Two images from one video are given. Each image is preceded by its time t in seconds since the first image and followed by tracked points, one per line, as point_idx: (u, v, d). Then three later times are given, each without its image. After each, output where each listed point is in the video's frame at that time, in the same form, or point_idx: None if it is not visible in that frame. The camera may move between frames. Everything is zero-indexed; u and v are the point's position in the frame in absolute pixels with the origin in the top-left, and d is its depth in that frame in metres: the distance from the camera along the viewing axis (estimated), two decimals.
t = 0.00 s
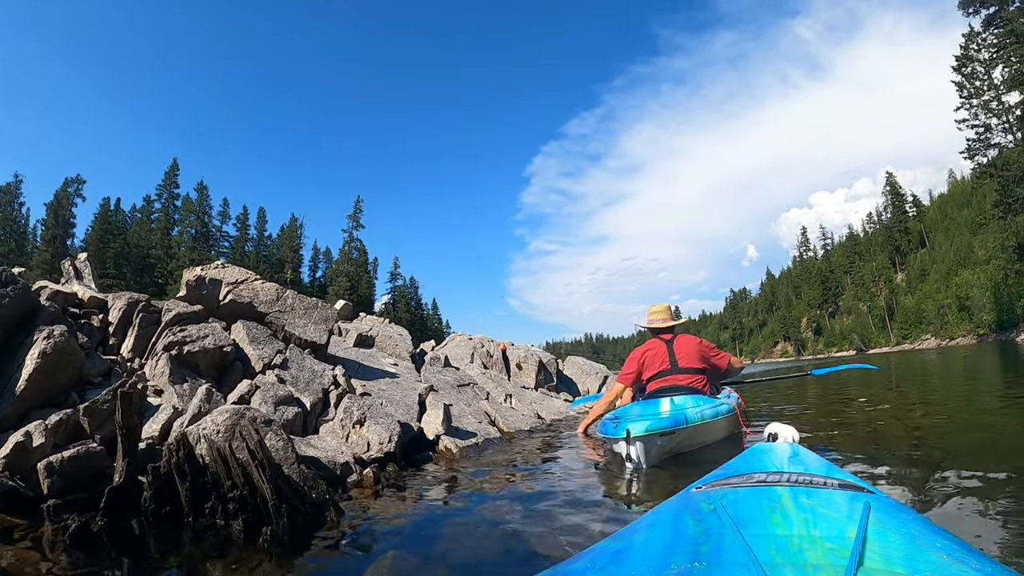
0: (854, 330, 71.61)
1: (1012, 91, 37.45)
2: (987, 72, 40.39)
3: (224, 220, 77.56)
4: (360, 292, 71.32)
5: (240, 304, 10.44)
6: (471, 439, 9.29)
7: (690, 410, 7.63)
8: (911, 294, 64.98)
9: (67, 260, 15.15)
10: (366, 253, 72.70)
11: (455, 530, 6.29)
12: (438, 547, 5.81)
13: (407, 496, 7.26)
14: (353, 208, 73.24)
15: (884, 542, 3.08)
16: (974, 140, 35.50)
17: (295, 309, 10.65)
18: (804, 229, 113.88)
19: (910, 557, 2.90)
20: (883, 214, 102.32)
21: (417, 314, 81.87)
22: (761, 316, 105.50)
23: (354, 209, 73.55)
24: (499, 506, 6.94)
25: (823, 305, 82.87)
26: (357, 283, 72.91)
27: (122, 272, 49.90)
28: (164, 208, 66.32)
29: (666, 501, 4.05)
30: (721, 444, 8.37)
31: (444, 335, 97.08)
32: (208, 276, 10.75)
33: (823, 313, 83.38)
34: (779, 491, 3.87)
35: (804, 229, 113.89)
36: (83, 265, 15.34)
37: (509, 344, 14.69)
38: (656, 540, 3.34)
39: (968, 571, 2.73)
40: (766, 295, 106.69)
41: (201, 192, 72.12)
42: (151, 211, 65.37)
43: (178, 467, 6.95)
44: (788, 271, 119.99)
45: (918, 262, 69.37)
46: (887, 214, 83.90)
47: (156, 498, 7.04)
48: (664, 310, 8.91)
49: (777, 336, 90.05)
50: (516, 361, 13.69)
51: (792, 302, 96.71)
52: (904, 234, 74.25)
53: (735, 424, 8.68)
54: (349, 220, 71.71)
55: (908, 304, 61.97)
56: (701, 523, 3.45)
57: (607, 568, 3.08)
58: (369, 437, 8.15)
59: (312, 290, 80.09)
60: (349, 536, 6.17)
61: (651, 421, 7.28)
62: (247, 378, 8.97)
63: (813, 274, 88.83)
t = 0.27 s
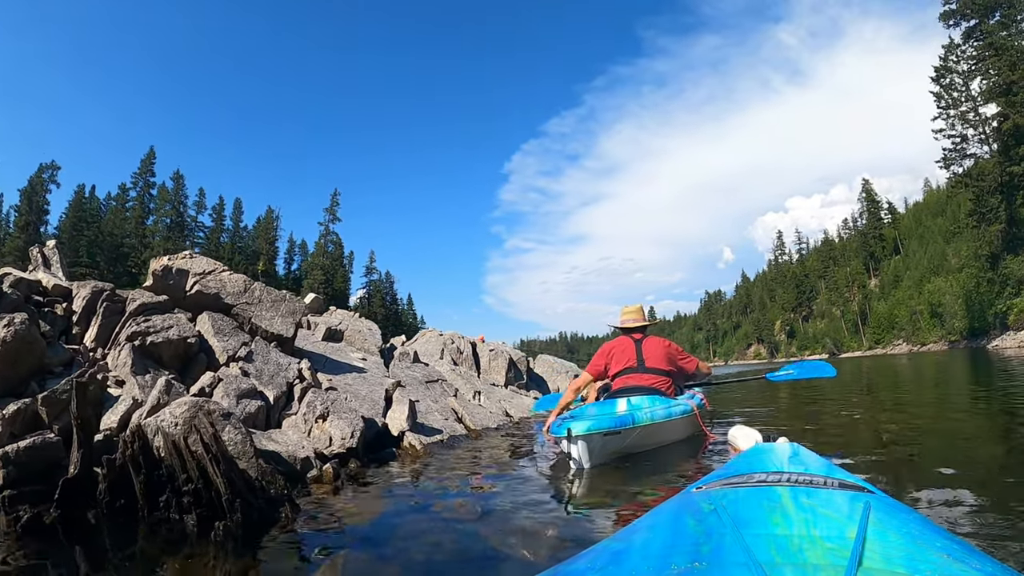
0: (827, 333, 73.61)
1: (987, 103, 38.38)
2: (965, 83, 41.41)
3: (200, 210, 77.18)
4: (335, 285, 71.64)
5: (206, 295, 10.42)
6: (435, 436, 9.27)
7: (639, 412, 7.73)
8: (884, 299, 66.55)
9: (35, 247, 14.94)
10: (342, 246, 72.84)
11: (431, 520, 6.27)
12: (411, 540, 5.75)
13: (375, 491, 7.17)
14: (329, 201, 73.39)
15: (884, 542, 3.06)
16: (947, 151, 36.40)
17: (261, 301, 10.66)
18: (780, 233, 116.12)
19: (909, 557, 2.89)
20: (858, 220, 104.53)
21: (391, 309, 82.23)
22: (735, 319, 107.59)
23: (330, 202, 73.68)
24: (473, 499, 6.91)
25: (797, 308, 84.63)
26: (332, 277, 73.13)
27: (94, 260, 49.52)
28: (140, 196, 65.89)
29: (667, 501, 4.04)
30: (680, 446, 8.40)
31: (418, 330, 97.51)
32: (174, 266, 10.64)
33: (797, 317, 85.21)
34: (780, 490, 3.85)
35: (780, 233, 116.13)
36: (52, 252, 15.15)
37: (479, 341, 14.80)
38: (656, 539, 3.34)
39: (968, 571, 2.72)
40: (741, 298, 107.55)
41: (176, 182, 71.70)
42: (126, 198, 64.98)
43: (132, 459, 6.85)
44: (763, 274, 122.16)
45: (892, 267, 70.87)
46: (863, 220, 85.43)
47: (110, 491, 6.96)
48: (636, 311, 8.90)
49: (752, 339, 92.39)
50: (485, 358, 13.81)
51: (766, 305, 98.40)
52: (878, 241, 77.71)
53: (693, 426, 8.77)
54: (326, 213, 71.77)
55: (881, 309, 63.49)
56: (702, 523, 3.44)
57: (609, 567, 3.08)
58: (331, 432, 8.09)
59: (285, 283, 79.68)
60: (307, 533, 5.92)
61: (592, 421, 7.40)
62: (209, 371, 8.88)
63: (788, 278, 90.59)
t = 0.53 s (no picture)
0: (807, 335, 75.74)
1: (969, 111, 39.07)
2: (949, 91, 42.13)
3: (181, 201, 77.04)
4: (317, 279, 71.96)
5: (181, 287, 10.30)
6: (409, 432, 9.29)
7: (602, 412, 7.78)
8: (865, 303, 67.75)
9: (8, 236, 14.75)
10: (324, 241, 73.21)
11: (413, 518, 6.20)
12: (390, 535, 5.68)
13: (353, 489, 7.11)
14: (313, 196, 73.71)
15: (884, 542, 3.04)
16: (927, 157, 37.05)
17: (236, 294, 10.57)
18: (763, 235, 117.87)
19: (910, 557, 2.86)
20: (839, 224, 106.31)
21: (373, 304, 82.67)
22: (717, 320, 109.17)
23: (314, 196, 73.99)
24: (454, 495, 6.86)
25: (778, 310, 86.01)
26: (314, 271, 73.40)
27: (74, 250, 49.39)
28: (121, 187, 65.71)
29: (667, 501, 4.03)
30: (648, 446, 8.46)
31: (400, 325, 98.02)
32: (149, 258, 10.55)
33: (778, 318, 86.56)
34: (779, 492, 3.86)
35: (762, 235, 117.88)
36: (26, 242, 14.96)
37: (458, 338, 14.86)
38: (656, 539, 3.30)
39: (968, 571, 2.71)
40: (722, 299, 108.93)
41: (157, 173, 71.53)
42: (108, 189, 64.77)
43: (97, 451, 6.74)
44: (745, 275, 123.85)
45: (872, 272, 72.02)
46: (844, 224, 86.63)
47: (75, 484, 6.89)
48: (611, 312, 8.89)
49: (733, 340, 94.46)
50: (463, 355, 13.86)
51: (748, 306, 99.62)
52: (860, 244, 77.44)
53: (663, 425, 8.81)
54: (309, 207, 72.19)
55: (861, 313, 64.66)
56: (701, 523, 3.41)
57: (608, 567, 3.03)
58: (302, 427, 8.06)
59: (267, 277, 79.28)
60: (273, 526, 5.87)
61: (552, 419, 7.48)
62: (181, 363, 8.79)
63: (770, 279, 91.88)
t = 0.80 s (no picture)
0: (790, 337, 76.69)
1: (952, 116, 39.61)
2: (933, 96, 42.71)
3: (165, 198, 76.85)
4: (301, 277, 72.09)
5: (157, 283, 10.23)
6: (386, 432, 9.27)
7: (568, 412, 7.77)
8: (847, 305, 68.73)
9: None
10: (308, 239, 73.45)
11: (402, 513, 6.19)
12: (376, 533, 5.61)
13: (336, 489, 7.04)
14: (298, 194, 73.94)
15: (884, 541, 3.08)
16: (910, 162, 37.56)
17: (214, 291, 10.54)
18: (746, 237, 119.33)
19: (910, 557, 2.89)
20: (822, 227, 107.83)
21: (357, 303, 82.90)
22: (700, 321, 110.35)
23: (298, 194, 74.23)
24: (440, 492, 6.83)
25: (762, 312, 87.05)
26: (298, 269, 73.56)
27: (57, 246, 49.21)
28: (104, 183, 65.44)
29: (667, 501, 4.07)
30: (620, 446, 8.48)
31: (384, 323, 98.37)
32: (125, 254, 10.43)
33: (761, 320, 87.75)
34: (779, 491, 3.90)
35: (746, 237, 119.33)
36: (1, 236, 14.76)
37: (439, 337, 14.88)
38: (655, 539, 3.33)
39: (970, 572, 2.73)
40: (706, 301, 110.26)
41: (141, 169, 71.35)
42: (90, 185, 64.56)
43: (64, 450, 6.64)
44: (728, 277, 125.28)
45: (854, 274, 73.01)
46: (827, 227, 87.77)
47: (43, 483, 6.79)
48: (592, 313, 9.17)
49: (716, 341, 95.37)
50: (443, 354, 13.88)
51: (731, 308, 100.52)
52: (843, 247, 78.43)
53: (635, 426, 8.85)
54: (293, 205, 72.43)
55: (843, 315, 65.61)
56: (701, 523, 3.44)
57: (608, 567, 3.06)
58: (277, 426, 8.01)
59: (250, 274, 78.84)
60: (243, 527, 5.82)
61: (513, 420, 7.36)
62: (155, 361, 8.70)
63: (753, 281, 92.95)
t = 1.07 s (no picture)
0: (775, 338, 77.36)
1: (934, 117, 40.18)
2: (914, 98, 43.39)
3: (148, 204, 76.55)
4: (285, 283, 72.06)
5: (135, 290, 10.14)
6: (367, 438, 9.23)
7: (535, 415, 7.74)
8: (831, 305, 69.53)
9: None
10: (293, 245, 73.49)
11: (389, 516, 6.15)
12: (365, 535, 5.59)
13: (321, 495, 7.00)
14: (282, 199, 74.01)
15: (884, 541, 3.10)
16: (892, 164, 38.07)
17: (192, 297, 10.46)
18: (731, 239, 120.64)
19: (910, 556, 2.91)
20: (806, 228, 109.17)
21: (341, 308, 82.92)
22: (685, 323, 111.31)
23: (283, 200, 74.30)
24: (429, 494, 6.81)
25: (746, 313, 87.87)
26: (282, 274, 73.54)
27: (38, 253, 48.84)
28: (86, 189, 65.04)
29: (667, 501, 4.10)
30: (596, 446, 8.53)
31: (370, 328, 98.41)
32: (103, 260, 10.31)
33: (746, 321, 88.70)
34: (779, 491, 3.93)
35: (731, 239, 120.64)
36: None
37: (421, 342, 14.86)
38: (655, 540, 3.34)
39: (969, 571, 2.76)
40: (690, 303, 111.34)
41: (124, 174, 71.01)
42: (73, 192, 64.14)
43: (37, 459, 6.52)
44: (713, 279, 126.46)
45: (837, 275, 73.91)
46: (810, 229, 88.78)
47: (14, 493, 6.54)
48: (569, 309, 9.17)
49: (701, 343, 96.15)
50: (426, 359, 13.87)
51: (716, 310, 101.36)
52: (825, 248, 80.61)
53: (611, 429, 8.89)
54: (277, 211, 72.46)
55: (827, 315, 66.37)
56: (701, 523, 3.47)
57: (607, 568, 3.07)
58: (255, 434, 7.94)
59: (234, 280, 78.41)
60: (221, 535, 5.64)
61: (478, 423, 7.29)
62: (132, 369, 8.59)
63: (737, 283, 93.85)
